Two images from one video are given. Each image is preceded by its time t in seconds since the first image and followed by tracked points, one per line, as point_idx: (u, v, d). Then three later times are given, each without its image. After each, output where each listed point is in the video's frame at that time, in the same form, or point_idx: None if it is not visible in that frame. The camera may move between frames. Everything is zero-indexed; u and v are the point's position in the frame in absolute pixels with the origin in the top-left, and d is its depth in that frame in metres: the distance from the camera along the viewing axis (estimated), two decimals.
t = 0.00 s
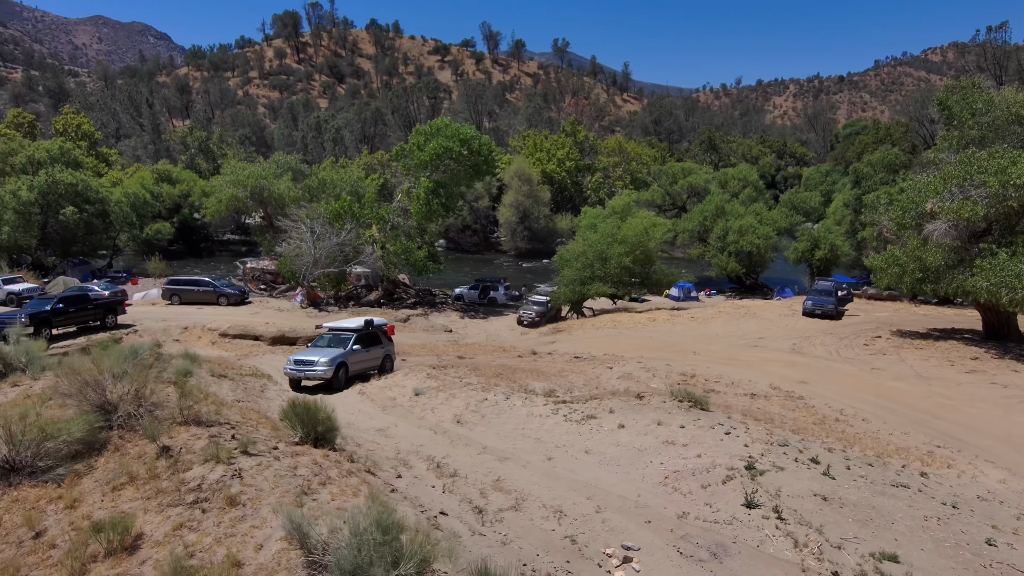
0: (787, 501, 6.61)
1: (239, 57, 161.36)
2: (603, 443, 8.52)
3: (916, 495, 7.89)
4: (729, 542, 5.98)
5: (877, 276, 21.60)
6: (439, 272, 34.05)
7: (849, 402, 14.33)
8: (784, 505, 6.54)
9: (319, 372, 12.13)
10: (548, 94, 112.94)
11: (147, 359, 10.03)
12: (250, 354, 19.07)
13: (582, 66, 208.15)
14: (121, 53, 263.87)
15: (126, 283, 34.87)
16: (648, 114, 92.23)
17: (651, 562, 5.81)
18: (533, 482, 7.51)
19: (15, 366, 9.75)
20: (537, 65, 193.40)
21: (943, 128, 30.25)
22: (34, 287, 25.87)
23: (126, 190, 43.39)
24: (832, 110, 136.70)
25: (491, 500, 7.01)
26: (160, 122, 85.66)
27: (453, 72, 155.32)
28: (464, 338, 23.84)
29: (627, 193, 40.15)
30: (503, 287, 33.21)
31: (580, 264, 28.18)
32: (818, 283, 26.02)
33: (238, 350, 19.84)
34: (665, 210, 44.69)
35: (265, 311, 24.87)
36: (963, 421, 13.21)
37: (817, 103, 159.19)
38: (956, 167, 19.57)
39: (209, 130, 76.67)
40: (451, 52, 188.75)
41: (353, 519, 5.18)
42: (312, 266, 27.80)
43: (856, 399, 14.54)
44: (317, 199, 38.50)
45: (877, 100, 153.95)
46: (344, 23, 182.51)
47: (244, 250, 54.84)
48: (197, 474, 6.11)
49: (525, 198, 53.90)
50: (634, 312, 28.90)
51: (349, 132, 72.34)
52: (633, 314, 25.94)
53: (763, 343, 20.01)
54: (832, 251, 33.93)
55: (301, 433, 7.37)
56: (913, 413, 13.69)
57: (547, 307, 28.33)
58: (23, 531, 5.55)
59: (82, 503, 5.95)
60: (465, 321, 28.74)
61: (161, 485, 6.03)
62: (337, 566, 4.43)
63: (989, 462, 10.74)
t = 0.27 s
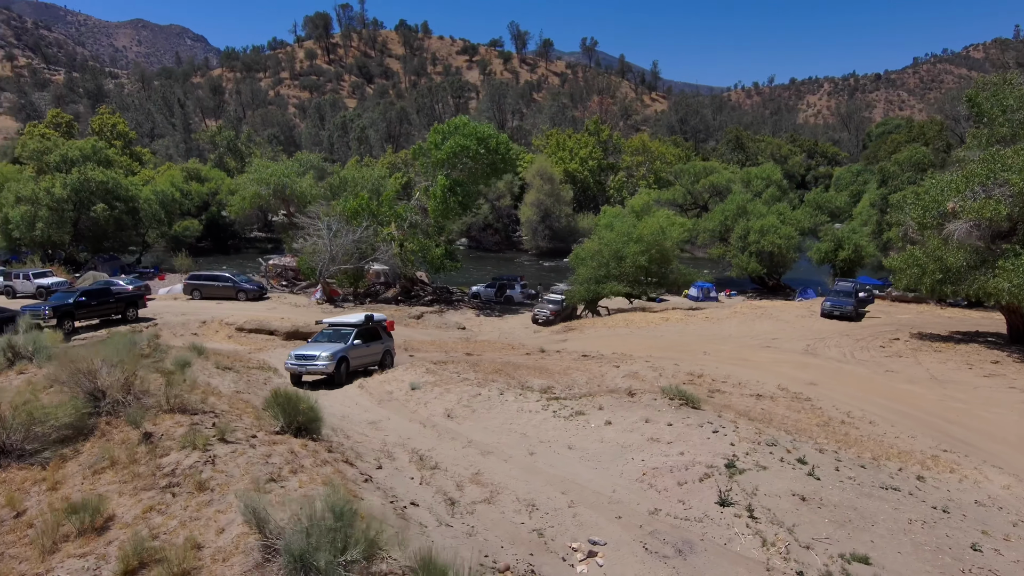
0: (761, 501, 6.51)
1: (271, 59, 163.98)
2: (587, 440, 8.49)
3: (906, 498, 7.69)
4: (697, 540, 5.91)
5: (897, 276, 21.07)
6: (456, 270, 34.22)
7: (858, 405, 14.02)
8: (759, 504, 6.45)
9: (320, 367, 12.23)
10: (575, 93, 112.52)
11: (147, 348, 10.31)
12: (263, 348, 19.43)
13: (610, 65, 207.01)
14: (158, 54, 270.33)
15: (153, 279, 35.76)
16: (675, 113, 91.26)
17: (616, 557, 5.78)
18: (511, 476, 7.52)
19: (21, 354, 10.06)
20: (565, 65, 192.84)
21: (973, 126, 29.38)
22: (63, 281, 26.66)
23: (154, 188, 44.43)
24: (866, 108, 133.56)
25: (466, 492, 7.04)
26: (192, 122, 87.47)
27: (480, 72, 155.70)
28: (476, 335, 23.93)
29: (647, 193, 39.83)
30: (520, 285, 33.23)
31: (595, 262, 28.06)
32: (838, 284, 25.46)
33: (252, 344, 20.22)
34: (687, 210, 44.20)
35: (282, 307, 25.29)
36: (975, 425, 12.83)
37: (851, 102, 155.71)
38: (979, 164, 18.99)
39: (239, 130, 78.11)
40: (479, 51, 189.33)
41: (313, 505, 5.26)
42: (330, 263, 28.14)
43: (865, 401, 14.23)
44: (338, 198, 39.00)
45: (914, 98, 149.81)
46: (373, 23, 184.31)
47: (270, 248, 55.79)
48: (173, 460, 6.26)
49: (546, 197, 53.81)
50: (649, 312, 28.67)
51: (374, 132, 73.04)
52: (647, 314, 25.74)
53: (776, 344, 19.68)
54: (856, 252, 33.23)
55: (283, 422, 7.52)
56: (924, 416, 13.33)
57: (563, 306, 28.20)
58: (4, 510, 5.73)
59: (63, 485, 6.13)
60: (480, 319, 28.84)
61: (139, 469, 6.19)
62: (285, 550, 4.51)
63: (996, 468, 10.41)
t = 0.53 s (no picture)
0: (733, 501, 6.42)
1: (299, 59, 166.12)
2: (570, 437, 8.45)
3: (893, 502, 7.52)
4: (663, 538, 5.87)
5: (914, 278, 20.53)
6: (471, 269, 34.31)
7: (864, 408, 13.73)
8: (731, 504, 6.37)
9: (321, 364, 12.36)
10: (599, 93, 111.86)
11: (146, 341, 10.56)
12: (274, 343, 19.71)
13: (636, 64, 205.51)
14: (192, 56, 275.68)
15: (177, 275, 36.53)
16: (700, 112, 90.16)
17: (579, 552, 5.76)
18: (489, 471, 7.53)
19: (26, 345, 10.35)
20: (590, 64, 191.84)
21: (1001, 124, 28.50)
22: (87, 276, 27.37)
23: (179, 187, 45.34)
24: (899, 107, 130.38)
25: (441, 487, 7.07)
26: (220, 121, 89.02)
27: (505, 71, 155.65)
28: (486, 333, 23.98)
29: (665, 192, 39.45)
30: (534, 284, 33.20)
31: (608, 262, 27.90)
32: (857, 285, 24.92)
33: (264, 339, 20.54)
34: (707, 210, 43.67)
35: (296, 303, 25.63)
36: (984, 430, 12.47)
37: (883, 100, 152.17)
38: (1000, 163, 18.41)
39: (265, 130, 79.28)
40: (504, 51, 189.38)
41: (275, 493, 5.34)
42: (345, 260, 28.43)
43: (872, 405, 13.92)
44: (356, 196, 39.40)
45: (950, 96, 145.70)
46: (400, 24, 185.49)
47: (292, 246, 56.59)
48: (151, 448, 6.40)
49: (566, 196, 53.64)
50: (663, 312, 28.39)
51: (397, 131, 73.54)
52: (660, 314, 25.49)
53: (787, 345, 19.35)
54: (879, 253, 32.51)
55: (265, 413, 7.66)
56: (932, 421, 13.00)
57: (576, 306, 28.06)
58: None
59: (45, 471, 6.30)
60: (493, 317, 28.88)
61: (118, 457, 6.34)
62: (237, 536, 4.59)
63: (1000, 474, 10.11)
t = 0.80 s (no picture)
0: (711, 502, 6.35)
1: (330, 61, 168.21)
2: (558, 435, 8.44)
3: (884, 508, 7.34)
4: (635, 537, 5.83)
5: (938, 281, 19.95)
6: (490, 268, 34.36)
7: (875, 413, 13.40)
8: (709, 505, 6.31)
9: (327, 361, 12.49)
10: (627, 93, 110.96)
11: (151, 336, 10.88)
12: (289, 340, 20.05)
13: (666, 63, 203.51)
14: (227, 58, 281.30)
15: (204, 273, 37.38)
16: (728, 112, 88.89)
17: (550, 549, 5.75)
18: (473, 467, 7.57)
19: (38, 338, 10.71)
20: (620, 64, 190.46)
21: None
22: (115, 272, 28.14)
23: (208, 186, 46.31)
24: (938, 105, 126.72)
25: (423, 482, 7.12)
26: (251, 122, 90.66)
27: (533, 71, 155.48)
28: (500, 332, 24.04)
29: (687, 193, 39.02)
30: (552, 284, 33.17)
31: (625, 262, 27.72)
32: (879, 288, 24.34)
33: (280, 335, 20.86)
34: (731, 211, 43.06)
35: (315, 301, 26.02)
36: (999, 437, 12.08)
37: (922, 98, 148.06)
38: None
39: (294, 130, 80.52)
40: (533, 51, 189.18)
41: (248, 483, 5.45)
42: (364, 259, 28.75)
43: (883, 409, 13.60)
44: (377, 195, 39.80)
45: (993, 94, 141.01)
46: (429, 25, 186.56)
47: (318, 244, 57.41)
48: (138, 437, 6.59)
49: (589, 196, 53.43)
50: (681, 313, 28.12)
51: (422, 131, 74.04)
52: (676, 315, 25.24)
53: (802, 348, 19.01)
54: (905, 255, 31.73)
55: (255, 407, 7.86)
56: (946, 427, 12.63)
57: (592, 306, 27.88)
58: None
59: (37, 456, 6.52)
60: (509, 316, 28.93)
61: (107, 445, 6.54)
62: (200, 523, 4.69)
63: (1009, 482, 9.78)
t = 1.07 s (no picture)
0: (685, 499, 6.31)
1: (354, 61, 169.62)
2: (544, 431, 8.44)
3: (871, 509, 7.21)
4: (605, 532, 5.82)
5: (954, 282, 19.50)
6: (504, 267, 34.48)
7: (881, 415, 13.16)
8: (684, 501, 6.27)
9: (329, 357, 12.63)
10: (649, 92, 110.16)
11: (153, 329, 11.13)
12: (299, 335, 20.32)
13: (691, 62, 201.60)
14: (254, 59, 285.35)
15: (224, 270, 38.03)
16: (752, 111, 87.76)
17: (519, 542, 5.77)
18: (455, 460, 7.62)
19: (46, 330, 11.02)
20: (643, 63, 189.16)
21: None
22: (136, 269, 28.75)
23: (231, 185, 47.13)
24: (970, 104, 123.58)
25: (403, 474, 7.18)
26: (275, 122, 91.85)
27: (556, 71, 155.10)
28: (509, 330, 24.09)
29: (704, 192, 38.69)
30: (565, 284, 32.96)
31: (637, 261, 27.56)
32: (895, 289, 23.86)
33: (291, 331, 21.16)
34: (749, 211, 42.55)
35: (328, 298, 26.33)
36: (1008, 441, 11.78)
37: (954, 98, 144.64)
38: None
39: (316, 130, 81.43)
40: (556, 51, 188.72)
41: (221, 471, 5.57)
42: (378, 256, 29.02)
43: (890, 411, 13.34)
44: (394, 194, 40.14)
45: None
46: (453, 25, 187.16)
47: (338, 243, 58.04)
48: (125, 425, 6.75)
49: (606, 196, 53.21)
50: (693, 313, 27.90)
51: (442, 131, 74.36)
52: (688, 315, 25.02)
53: (813, 349, 18.72)
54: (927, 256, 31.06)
55: (243, 398, 8.02)
56: (954, 430, 12.34)
57: (605, 305, 27.70)
58: None
59: (28, 441, 6.70)
60: (521, 315, 28.96)
61: (93, 432, 6.71)
62: (167, 508, 4.80)
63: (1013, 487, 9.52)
